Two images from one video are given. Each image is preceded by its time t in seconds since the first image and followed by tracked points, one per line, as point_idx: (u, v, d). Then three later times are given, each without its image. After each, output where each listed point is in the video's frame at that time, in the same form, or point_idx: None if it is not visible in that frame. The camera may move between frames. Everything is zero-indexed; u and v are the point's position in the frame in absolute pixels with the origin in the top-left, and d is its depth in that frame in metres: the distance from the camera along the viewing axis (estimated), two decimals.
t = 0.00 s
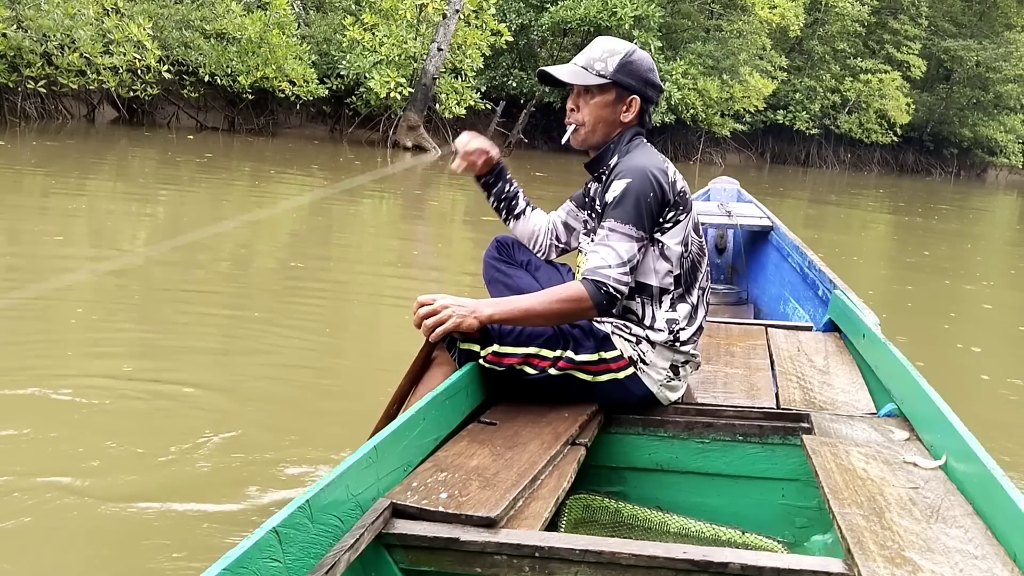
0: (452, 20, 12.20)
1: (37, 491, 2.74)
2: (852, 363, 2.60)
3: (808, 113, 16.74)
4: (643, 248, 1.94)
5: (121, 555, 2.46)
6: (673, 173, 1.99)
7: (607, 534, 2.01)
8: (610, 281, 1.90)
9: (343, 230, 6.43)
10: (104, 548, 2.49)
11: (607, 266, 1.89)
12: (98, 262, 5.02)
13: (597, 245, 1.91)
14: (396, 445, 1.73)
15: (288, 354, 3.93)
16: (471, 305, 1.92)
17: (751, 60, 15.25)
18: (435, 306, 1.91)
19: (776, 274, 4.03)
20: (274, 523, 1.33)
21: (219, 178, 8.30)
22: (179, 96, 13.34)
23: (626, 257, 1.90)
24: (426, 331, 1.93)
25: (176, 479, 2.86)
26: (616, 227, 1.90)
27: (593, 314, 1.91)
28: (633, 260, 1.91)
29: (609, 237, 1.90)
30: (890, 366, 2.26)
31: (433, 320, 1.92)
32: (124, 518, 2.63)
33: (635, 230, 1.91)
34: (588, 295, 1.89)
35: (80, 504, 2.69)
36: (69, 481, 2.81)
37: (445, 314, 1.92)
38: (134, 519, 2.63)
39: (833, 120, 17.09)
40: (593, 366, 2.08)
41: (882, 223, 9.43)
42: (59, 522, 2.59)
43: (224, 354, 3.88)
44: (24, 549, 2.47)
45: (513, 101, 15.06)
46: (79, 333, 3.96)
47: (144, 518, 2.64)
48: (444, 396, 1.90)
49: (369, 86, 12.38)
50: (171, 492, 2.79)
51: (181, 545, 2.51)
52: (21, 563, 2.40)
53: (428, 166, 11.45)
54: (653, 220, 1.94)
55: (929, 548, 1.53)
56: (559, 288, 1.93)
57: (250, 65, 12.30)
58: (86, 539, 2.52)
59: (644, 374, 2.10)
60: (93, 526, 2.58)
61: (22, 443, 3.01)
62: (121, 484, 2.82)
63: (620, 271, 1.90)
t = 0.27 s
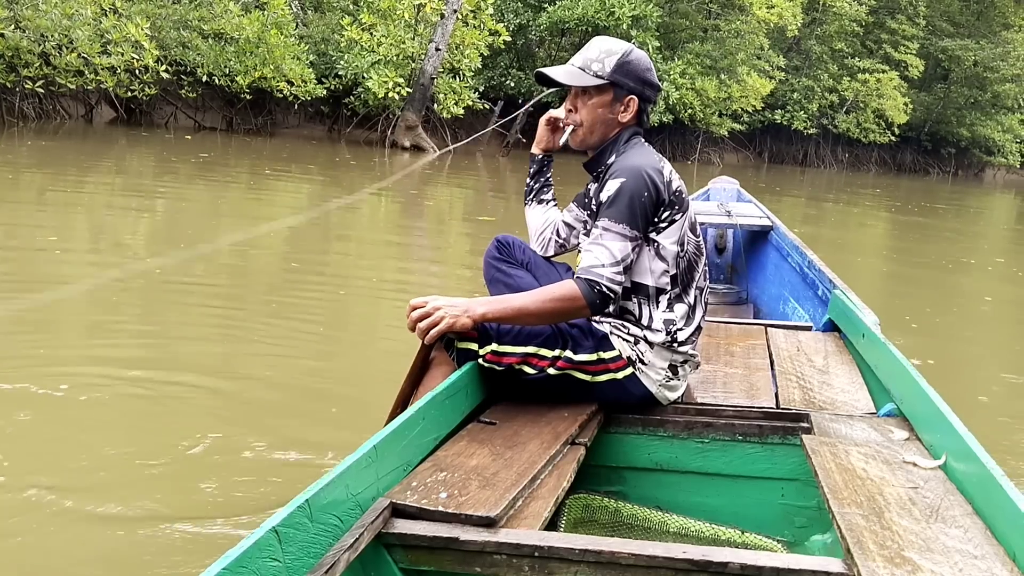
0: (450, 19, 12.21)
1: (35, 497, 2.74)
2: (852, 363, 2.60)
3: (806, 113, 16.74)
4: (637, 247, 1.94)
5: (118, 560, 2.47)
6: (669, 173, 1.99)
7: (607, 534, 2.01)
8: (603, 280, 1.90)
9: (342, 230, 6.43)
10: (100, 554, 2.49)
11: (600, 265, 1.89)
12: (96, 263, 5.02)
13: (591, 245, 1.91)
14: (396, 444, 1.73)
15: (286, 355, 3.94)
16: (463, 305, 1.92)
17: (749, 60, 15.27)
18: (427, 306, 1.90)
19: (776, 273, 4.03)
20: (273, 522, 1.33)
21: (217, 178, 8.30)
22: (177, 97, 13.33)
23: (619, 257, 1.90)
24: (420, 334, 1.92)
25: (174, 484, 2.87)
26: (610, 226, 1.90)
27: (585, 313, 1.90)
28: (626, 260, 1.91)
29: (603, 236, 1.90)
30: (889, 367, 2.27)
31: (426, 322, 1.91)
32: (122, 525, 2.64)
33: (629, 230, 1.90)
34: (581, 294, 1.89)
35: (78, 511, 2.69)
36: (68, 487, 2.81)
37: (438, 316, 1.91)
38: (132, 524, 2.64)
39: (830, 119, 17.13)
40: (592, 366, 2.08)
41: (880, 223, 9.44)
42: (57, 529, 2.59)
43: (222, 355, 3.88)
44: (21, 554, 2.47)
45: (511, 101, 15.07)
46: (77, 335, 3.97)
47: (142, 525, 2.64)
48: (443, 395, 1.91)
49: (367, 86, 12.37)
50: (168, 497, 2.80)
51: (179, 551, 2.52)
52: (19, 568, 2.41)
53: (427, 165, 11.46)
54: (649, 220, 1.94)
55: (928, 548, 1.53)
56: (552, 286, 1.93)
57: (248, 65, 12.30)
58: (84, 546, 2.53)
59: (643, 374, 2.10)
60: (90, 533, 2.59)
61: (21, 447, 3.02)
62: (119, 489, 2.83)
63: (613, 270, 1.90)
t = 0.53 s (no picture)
0: (448, 18, 12.20)
1: (32, 495, 2.73)
2: (853, 362, 2.59)
3: (806, 112, 16.73)
4: (637, 245, 1.92)
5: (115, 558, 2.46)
6: (672, 170, 1.98)
7: (607, 534, 2.00)
8: (600, 275, 1.88)
9: (340, 229, 6.42)
10: (97, 552, 2.48)
11: (598, 260, 1.88)
12: (93, 262, 5.00)
13: (590, 240, 1.90)
14: (395, 444, 1.72)
15: (284, 354, 3.93)
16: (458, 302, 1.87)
17: (748, 58, 15.27)
18: (423, 314, 1.83)
19: (777, 272, 4.02)
20: (272, 521, 1.32)
21: (215, 177, 8.29)
22: (175, 95, 13.32)
23: (618, 253, 1.88)
24: (417, 339, 1.85)
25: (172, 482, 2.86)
26: (611, 222, 1.89)
27: (582, 308, 1.90)
28: (625, 256, 1.90)
29: (602, 232, 1.89)
30: (890, 366, 2.26)
31: (421, 327, 1.84)
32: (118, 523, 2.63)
33: (629, 226, 1.89)
34: (577, 289, 1.87)
35: (75, 508, 2.68)
36: (64, 486, 2.80)
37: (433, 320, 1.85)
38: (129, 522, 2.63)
39: (830, 118, 17.13)
40: (592, 364, 2.07)
41: (879, 221, 9.44)
42: (52, 527, 2.58)
43: (220, 354, 3.87)
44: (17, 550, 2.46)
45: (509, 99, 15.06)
46: (74, 333, 3.95)
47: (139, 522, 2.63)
48: (443, 395, 1.89)
49: (365, 84, 12.35)
50: (165, 495, 2.79)
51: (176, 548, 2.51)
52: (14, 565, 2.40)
53: (425, 164, 11.44)
54: (650, 218, 1.93)
55: (930, 548, 1.52)
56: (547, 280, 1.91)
57: (246, 64, 12.28)
58: (80, 543, 2.51)
59: (643, 373, 2.09)
60: (86, 531, 2.57)
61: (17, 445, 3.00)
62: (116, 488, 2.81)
63: (611, 265, 1.88)
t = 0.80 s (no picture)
0: (447, 15, 12.17)
1: (28, 491, 2.71)
2: (856, 362, 2.57)
3: (806, 109, 16.69)
4: (635, 240, 1.91)
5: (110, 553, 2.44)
6: (676, 167, 1.97)
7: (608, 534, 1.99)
8: (596, 268, 1.86)
9: (338, 226, 6.40)
10: (92, 547, 2.47)
11: (596, 254, 1.86)
12: (90, 259, 4.99)
13: (589, 234, 1.88)
14: (395, 444, 1.70)
15: (282, 350, 3.91)
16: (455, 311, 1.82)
17: (748, 55, 15.26)
18: (421, 328, 1.78)
19: (779, 271, 4.00)
20: (271, 521, 1.30)
21: (213, 174, 8.26)
22: (172, 92, 13.27)
23: (618, 247, 1.87)
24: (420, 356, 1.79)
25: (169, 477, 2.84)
26: (614, 216, 1.87)
27: (577, 303, 1.87)
28: (624, 251, 1.88)
29: (604, 226, 1.87)
30: (893, 365, 2.24)
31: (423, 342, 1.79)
32: (114, 518, 2.61)
33: (631, 222, 1.87)
34: (570, 280, 1.84)
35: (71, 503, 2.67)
36: (60, 481, 2.78)
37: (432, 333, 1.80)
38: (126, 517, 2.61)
39: (830, 115, 17.10)
40: (594, 363, 2.06)
41: (880, 219, 9.42)
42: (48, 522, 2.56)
43: (217, 349, 3.85)
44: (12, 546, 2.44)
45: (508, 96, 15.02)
46: (70, 328, 3.94)
47: (135, 517, 2.62)
48: (443, 394, 1.87)
49: (363, 81, 12.31)
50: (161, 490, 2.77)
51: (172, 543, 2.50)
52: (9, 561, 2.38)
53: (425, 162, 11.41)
54: (652, 214, 1.92)
55: (932, 547, 1.50)
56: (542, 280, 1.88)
57: (243, 61, 12.23)
58: (76, 539, 2.50)
59: (645, 373, 2.08)
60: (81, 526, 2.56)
61: (12, 442, 2.99)
62: (112, 483, 2.80)
63: (608, 259, 1.86)
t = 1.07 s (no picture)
0: (446, 11, 12.14)
1: (25, 486, 2.70)
2: (859, 360, 2.56)
3: (806, 106, 16.66)
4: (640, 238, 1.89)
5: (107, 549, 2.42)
6: (681, 164, 1.96)
7: (610, 534, 1.98)
8: (599, 268, 1.85)
9: (337, 223, 6.38)
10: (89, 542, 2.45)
11: (600, 252, 1.85)
12: (87, 256, 4.97)
13: (594, 233, 1.87)
14: (396, 444, 1.69)
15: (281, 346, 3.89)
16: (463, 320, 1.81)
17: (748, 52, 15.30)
18: (428, 343, 1.77)
19: (781, 269, 3.99)
20: (271, 522, 1.29)
21: (211, 171, 8.24)
22: (169, 89, 13.23)
23: (623, 245, 1.85)
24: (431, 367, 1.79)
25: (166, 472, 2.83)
26: (619, 214, 1.86)
27: (581, 302, 1.86)
28: (628, 249, 1.87)
29: (609, 225, 1.86)
30: (897, 364, 2.23)
31: (432, 355, 1.79)
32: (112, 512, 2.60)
33: (636, 220, 1.86)
34: (576, 281, 1.84)
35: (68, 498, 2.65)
36: (57, 477, 2.77)
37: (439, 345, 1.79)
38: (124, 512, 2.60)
39: (830, 112, 17.07)
40: (595, 363, 2.05)
41: (881, 217, 9.40)
42: (44, 517, 2.55)
43: (215, 345, 3.84)
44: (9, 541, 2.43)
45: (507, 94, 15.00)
46: (67, 325, 3.92)
47: (132, 512, 2.60)
48: (444, 394, 1.86)
49: (362, 78, 12.27)
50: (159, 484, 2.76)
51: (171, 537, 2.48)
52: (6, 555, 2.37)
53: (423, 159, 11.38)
54: (657, 212, 1.90)
55: (937, 547, 1.49)
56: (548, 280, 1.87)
57: (241, 57, 12.18)
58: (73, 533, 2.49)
59: (647, 373, 2.06)
60: (79, 521, 2.54)
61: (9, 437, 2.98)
62: (110, 477, 2.78)
63: (612, 258, 1.85)
